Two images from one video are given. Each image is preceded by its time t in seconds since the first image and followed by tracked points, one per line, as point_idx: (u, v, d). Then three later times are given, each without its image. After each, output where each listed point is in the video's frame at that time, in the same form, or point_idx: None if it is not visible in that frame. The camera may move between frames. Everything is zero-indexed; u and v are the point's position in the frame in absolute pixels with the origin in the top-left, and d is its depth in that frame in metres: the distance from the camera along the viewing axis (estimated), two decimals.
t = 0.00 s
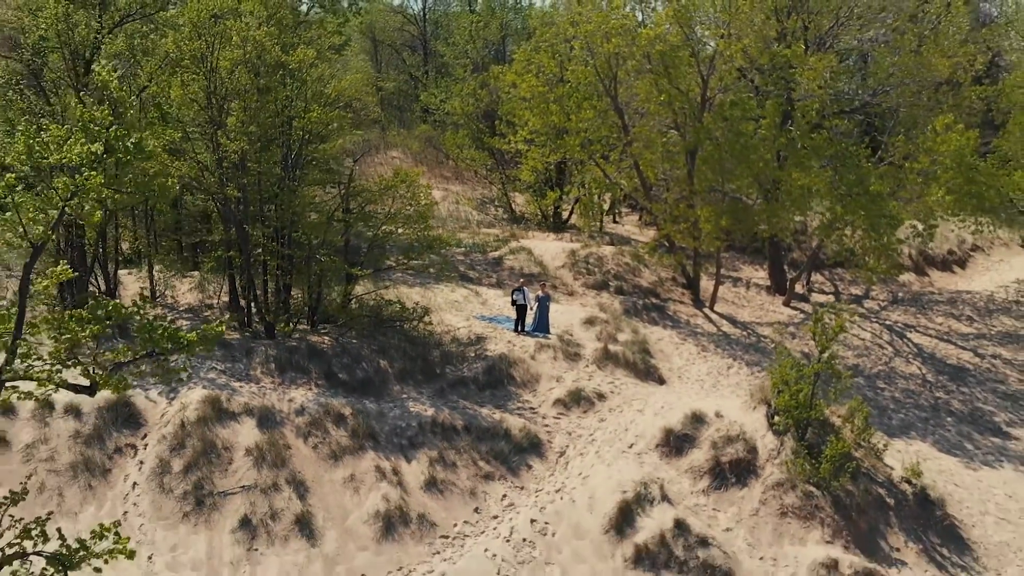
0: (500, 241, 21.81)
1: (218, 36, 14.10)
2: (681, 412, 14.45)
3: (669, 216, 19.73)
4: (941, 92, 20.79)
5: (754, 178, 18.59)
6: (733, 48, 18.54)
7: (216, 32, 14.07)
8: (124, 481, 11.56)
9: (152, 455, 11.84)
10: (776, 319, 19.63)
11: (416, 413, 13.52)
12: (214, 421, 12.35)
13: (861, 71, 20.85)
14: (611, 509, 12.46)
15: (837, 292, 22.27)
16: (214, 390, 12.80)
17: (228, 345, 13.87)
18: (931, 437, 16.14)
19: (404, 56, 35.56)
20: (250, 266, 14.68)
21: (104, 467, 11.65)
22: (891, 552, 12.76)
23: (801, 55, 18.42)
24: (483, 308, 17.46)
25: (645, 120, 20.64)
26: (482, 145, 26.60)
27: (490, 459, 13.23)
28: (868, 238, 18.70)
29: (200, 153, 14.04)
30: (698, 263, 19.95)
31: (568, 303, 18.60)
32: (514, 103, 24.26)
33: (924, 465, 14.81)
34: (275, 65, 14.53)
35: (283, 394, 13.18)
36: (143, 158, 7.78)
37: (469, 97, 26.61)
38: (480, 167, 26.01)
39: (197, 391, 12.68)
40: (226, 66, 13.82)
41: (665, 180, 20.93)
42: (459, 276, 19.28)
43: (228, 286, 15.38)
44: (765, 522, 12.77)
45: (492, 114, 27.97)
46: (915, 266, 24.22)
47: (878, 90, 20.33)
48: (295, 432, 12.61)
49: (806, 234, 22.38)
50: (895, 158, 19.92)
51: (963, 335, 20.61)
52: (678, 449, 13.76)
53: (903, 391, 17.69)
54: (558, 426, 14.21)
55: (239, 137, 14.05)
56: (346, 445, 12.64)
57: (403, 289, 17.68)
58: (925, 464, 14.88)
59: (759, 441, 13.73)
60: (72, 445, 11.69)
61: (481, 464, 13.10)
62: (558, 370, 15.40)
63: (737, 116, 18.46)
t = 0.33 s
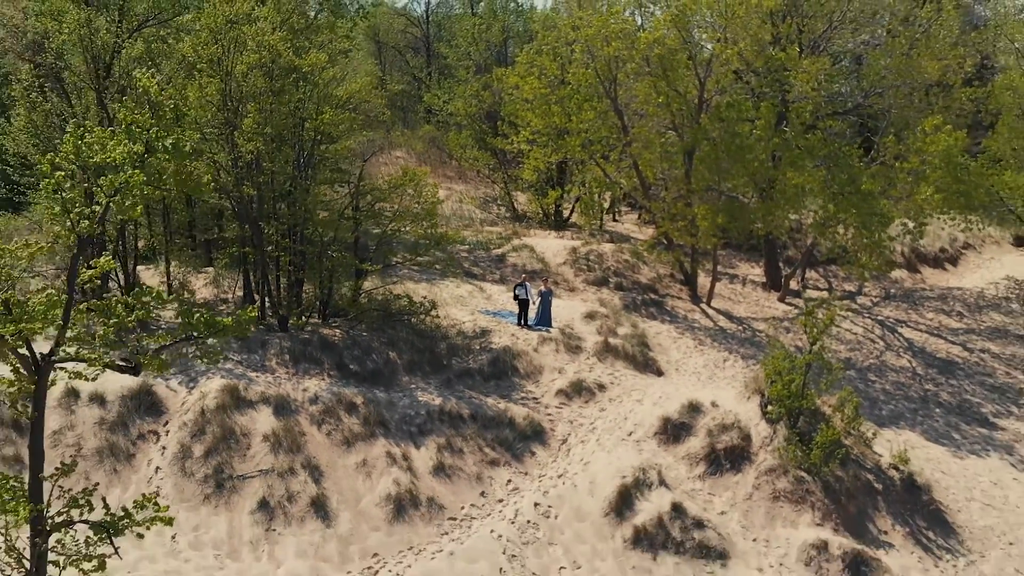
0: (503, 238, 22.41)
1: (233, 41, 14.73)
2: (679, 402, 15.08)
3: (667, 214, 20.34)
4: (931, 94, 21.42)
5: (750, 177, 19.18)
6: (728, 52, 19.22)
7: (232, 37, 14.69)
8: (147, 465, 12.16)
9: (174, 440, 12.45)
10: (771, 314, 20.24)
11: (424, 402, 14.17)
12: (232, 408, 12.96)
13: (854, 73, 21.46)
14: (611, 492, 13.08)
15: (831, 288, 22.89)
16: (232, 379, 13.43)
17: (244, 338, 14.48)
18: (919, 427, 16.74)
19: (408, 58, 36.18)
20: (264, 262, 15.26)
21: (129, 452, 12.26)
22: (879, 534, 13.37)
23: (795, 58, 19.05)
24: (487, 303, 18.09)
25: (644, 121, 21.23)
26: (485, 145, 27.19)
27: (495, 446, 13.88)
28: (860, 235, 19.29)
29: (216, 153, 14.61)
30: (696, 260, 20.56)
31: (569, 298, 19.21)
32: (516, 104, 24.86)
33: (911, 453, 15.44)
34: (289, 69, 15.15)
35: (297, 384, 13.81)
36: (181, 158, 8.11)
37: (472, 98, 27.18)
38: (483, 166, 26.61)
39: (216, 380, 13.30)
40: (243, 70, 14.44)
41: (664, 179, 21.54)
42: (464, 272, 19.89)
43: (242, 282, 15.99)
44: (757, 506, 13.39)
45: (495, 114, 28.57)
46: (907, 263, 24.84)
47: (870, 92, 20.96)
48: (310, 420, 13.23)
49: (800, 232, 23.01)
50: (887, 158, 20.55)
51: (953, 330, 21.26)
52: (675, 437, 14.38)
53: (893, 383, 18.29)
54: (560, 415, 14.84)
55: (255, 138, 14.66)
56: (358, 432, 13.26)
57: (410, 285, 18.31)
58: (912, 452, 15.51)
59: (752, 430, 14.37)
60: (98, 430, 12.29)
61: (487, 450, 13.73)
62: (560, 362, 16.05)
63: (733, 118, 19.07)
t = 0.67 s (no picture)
0: (506, 235, 23.04)
1: (248, 45, 15.37)
2: (676, 391, 15.73)
3: (666, 211, 20.97)
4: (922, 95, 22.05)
5: (747, 176, 19.78)
6: (724, 55, 19.86)
7: (248, 41, 15.33)
8: (170, 450, 12.76)
9: (195, 426, 13.08)
10: (766, 308, 20.87)
11: (432, 391, 14.84)
12: (249, 395, 13.60)
13: (848, 74, 22.09)
14: (611, 476, 13.71)
15: (824, 284, 23.54)
16: (249, 369, 14.10)
17: (260, 329, 15.15)
18: (908, 416, 17.36)
19: (411, 60, 36.83)
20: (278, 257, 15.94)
21: (151, 437, 12.83)
22: (867, 517, 14.00)
23: (789, 60, 19.68)
24: (491, 297, 18.75)
25: (643, 121, 21.84)
26: (487, 144, 27.81)
27: (500, 432, 14.55)
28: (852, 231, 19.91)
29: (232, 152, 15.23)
30: (693, 256, 21.19)
31: (570, 293, 19.86)
32: (519, 105, 25.49)
33: (899, 441, 16.07)
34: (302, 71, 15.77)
35: (311, 373, 14.47)
36: (213, 156, 8.67)
37: (475, 99, 27.76)
38: (486, 165, 27.23)
39: (234, 369, 13.96)
40: (258, 72, 15.08)
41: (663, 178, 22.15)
42: (468, 268, 20.53)
43: (256, 276, 16.63)
44: (750, 490, 14.04)
45: (497, 114, 29.17)
46: (899, 260, 25.49)
47: (862, 93, 21.61)
48: (323, 407, 13.88)
49: (795, 229, 23.65)
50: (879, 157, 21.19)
51: (943, 324, 21.90)
52: (672, 425, 15.03)
53: (884, 374, 18.92)
54: (562, 404, 15.50)
55: (270, 138, 15.28)
56: (370, 419, 13.92)
57: (417, 280, 18.96)
58: (900, 440, 16.14)
59: (746, 417, 15.01)
60: (121, 417, 12.80)
61: (492, 437, 14.40)
62: (562, 354, 16.72)
63: (730, 119, 19.69)
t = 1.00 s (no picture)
0: (508, 233, 23.68)
1: (262, 48, 15.93)
2: (672, 382, 16.38)
3: (664, 209, 21.61)
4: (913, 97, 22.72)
5: (743, 174, 20.42)
6: (721, 58, 20.49)
7: (262, 45, 15.89)
8: (190, 435, 13.40)
9: (214, 412, 13.73)
10: (761, 303, 21.52)
11: (439, 380, 15.50)
12: (265, 384, 14.25)
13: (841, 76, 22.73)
14: (610, 462, 14.36)
15: (818, 280, 24.19)
16: (264, 359, 14.76)
17: (274, 322, 15.82)
18: (897, 407, 18.02)
19: (415, 60, 37.45)
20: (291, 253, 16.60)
21: (173, 423, 13.47)
22: (855, 501, 14.66)
23: (783, 63, 20.37)
24: (495, 292, 19.41)
25: (642, 121, 22.50)
26: (490, 143, 28.45)
27: (504, 420, 15.21)
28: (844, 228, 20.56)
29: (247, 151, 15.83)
30: (690, 252, 21.83)
31: (571, 288, 20.51)
32: (521, 106, 26.14)
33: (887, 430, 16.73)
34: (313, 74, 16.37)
35: (323, 363, 15.12)
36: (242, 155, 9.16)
37: (478, 100, 28.37)
38: (489, 164, 27.86)
39: (250, 359, 14.62)
40: (272, 75, 15.67)
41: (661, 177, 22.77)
42: (472, 264, 21.18)
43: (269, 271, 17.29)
44: (744, 474, 14.69)
45: (499, 115, 29.79)
46: (892, 257, 26.15)
47: (855, 95, 22.30)
48: (335, 395, 14.54)
49: (789, 227, 24.31)
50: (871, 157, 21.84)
51: (933, 319, 22.56)
52: (669, 413, 15.69)
53: (875, 366, 19.57)
54: (563, 393, 16.16)
55: (284, 138, 15.88)
56: (380, 407, 14.58)
57: (423, 275, 19.61)
58: (888, 429, 16.80)
59: (740, 406, 15.67)
60: (144, 404, 13.43)
61: (496, 424, 15.06)
62: (563, 346, 17.38)
63: (725, 119, 20.36)
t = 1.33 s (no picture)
0: (511, 230, 24.37)
1: (276, 52, 16.64)
2: (670, 373, 17.07)
3: (662, 208, 21.89)
4: (903, 99, 23.45)
5: (739, 174, 21.07)
6: (718, 61, 21.11)
7: (276, 50, 16.61)
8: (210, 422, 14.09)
9: (233, 401, 14.41)
10: (757, 299, 22.21)
11: (446, 371, 16.19)
12: (282, 374, 14.94)
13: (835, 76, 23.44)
14: (610, 448, 15.04)
15: (813, 276, 24.89)
16: (280, 350, 15.46)
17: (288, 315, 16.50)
18: (887, 397, 18.69)
19: (418, 61, 38.16)
20: (304, 249, 17.30)
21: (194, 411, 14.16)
22: (845, 486, 15.33)
23: (778, 67, 21.13)
24: (499, 287, 20.11)
25: (640, 123, 22.86)
26: (493, 144, 29.15)
27: (509, 409, 15.90)
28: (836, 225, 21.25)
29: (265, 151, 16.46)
30: (688, 249, 22.51)
31: (573, 284, 21.19)
32: (524, 107, 26.79)
33: (876, 419, 17.41)
34: (325, 77, 17.02)
35: (336, 355, 15.81)
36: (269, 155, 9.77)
37: (481, 101, 29.04)
38: (492, 164, 28.55)
39: (266, 350, 15.31)
40: (287, 78, 16.36)
41: (660, 176, 23.44)
42: (477, 261, 21.88)
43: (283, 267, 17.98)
44: (738, 461, 15.37)
45: (502, 115, 30.46)
46: (885, 253, 26.85)
47: (849, 96, 23.01)
48: (348, 385, 15.23)
49: (784, 225, 25.01)
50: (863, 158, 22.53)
51: (924, 314, 23.24)
52: (667, 403, 16.38)
53: (866, 359, 20.25)
54: (565, 383, 16.84)
55: (298, 139, 16.55)
56: (390, 396, 15.27)
57: (430, 271, 20.31)
58: (878, 418, 17.47)
59: (735, 396, 16.35)
60: (167, 392, 14.11)
61: (502, 413, 15.76)
62: (565, 338, 18.08)
63: (721, 120, 21.16)
